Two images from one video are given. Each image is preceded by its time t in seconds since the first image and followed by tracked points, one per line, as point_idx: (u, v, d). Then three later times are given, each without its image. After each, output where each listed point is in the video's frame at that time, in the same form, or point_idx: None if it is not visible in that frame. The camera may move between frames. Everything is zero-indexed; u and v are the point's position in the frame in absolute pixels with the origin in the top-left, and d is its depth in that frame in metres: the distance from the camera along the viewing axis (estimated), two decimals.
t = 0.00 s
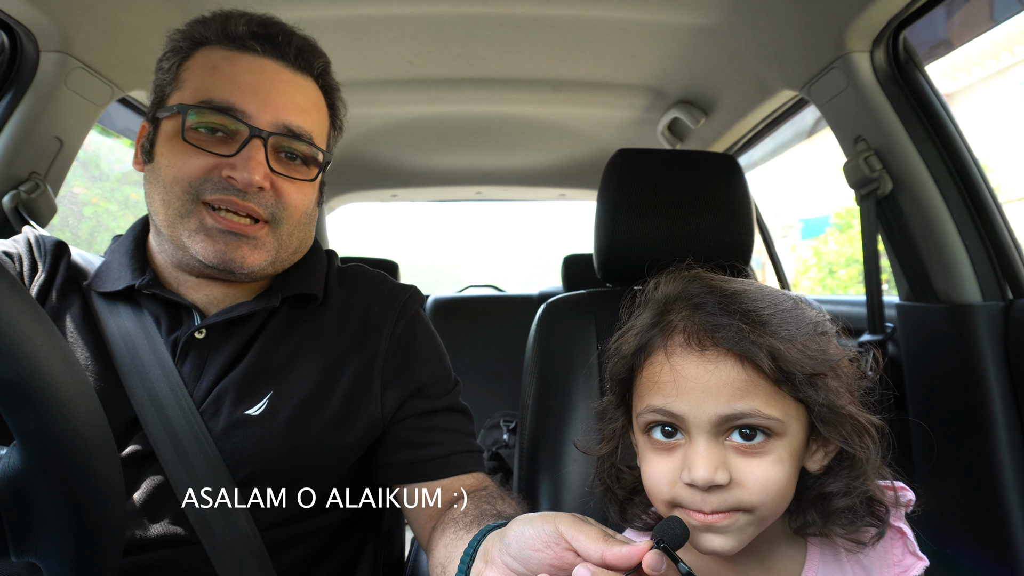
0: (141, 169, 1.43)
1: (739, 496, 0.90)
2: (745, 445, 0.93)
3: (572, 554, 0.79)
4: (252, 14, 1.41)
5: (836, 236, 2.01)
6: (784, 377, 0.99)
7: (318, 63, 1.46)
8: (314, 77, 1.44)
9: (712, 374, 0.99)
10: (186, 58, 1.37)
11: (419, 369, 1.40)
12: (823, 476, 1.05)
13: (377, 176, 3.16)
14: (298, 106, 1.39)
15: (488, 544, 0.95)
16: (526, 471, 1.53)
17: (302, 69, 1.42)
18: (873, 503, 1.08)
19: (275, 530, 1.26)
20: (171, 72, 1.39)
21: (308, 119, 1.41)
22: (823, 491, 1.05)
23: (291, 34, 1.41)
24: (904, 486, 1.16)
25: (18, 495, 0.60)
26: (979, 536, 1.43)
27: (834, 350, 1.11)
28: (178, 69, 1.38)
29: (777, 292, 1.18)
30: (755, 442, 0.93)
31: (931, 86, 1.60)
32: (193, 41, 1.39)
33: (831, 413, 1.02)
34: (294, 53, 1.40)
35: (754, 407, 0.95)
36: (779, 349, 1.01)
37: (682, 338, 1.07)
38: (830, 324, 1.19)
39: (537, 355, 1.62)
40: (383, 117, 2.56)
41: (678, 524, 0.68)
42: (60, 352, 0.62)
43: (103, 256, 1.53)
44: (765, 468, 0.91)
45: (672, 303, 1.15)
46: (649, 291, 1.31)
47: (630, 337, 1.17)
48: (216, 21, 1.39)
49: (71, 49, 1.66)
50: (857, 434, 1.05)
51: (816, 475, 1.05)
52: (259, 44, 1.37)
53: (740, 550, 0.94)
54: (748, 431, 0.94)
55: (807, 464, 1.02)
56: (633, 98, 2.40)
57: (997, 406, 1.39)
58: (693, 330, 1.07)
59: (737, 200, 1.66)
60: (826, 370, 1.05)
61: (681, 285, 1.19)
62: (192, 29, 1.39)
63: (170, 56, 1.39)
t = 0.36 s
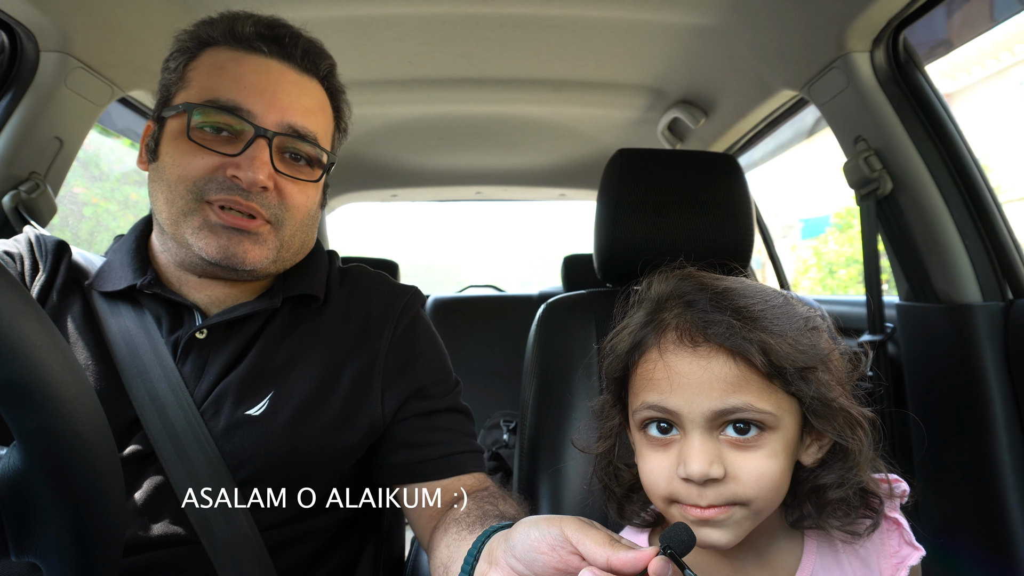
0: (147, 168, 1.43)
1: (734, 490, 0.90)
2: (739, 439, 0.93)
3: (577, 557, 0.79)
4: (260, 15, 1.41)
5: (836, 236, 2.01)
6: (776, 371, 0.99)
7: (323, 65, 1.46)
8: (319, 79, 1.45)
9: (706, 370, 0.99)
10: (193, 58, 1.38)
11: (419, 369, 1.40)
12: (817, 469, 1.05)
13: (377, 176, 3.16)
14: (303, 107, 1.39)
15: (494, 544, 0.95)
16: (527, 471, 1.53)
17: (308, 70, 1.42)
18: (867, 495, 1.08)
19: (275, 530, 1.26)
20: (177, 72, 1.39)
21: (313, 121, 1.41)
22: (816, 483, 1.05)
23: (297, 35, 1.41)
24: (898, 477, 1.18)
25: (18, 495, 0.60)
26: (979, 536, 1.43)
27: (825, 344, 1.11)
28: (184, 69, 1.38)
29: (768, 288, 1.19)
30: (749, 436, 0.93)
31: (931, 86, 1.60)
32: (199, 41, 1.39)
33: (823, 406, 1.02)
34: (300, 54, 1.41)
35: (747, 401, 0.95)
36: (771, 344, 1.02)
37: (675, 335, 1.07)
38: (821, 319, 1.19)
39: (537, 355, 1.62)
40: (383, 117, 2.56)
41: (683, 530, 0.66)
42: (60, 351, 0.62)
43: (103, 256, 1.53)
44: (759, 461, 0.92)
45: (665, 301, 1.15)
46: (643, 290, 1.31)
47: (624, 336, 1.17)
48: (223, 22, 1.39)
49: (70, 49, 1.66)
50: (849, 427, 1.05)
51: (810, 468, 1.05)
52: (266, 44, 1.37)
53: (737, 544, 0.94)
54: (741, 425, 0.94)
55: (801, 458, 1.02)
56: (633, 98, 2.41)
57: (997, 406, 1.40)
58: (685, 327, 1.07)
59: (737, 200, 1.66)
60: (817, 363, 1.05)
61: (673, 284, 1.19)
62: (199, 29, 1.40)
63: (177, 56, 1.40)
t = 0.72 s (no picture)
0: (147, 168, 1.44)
1: (744, 481, 0.90)
2: (748, 430, 0.93)
3: (577, 558, 0.79)
4: (260, 15, 1.41)
5: (836, 236, 2.01)
6: (781, 362, 1.00)
7: (324, 66, 1.46)
8: (320, 79, 1.45)
9: (712, 364, 0.99)
10: (192, 58, 1.38)
11: (419, 369, 1.40)
12: (825, 460, 1.05)
13: (377, 176, 3.16)
14: (303, 108, 1.39)
15: (494, 544, 0.96)
16: (526, 471, 1.53)
17: (308, 71, 1.42)
18: (873, 485, 1.09)
19: (275, 530, 1.26)
20: (177, 72, 1.39)
21: (313, 121, 1.41)
22: (823, 473, 1.05)
23: (298, 36, 1.41)
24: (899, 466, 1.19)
25: (18, 494, 0.60)
26: (979, 536, 1.43)
27: (827, 336, 1.11)
28: (184, 69, 1.38)
29: (768, 283, 1.19)
30: (758, 427, 0.94)
31: (931, 86, 1.60)
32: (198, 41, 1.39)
33: (828, 395, 1.02)
34: (300, 55, 1.41)
35: (754, 393, 0.95)
36: (776, 336, 1.02)
37: (681, 330, 1.07)
38: (824, 314, 1.19)
39: (537, 355, 1.62)
40: (383, 117, 2.56)
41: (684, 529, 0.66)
42: (59, 351, 0.62)
43: (103, 256, 1.53)
44: (769, 453, 0.92)
45: (668, 299, 1.15)
46: (646, 288, 1.31)
47: (629, 334, 1.17)
48: (223, 22, 1.39)
49: (70, 49, 1.66)
50: (854, 414, 1.06)
51: (817, 459, 1.05)
52: (266, 45, 1.37)
53: (751, 537, 0.94)
54: (749, 417, 0.94)
55: (808, 449, 1.02)
56: (633, 98, 2.41)
57: (997, 406, 1.40)
58: (691, 322, 1.07)
59: (737, 199, 1.66)
60: (821, 354, 1.06)
61: (675, 282, 1.19)
62: (199, 30, 1.40)
63: (177, 56, 1.39)
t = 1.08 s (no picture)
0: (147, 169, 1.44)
1: (764, 482, 0.90)
2: (767, 431, 0.93)
3: (582, 563, 0.78)
4: (263, 16, 1.41)
5: (836, 236, 2.02)
6: (803, 362, 1.00)
7: (326, 67, 1.46)
8: (322, 80, 1.45)
9: (734, 362, 0.99)
10: (194, 59, 1.38)
11: (420, 369, 1.40)
12: (842, 461, 1.05)
13: (377, 176, 3.16)
14: (305, 109, 1.39)
15: (496, 549, 0.96)
16: (526, 471, 1.54)
17: (311, 72, 1.42)
18: (891, 488, 1.08)
19: (275, 530, 1.26)
20: (178, 72, 1.39)
21: (315, 123, 1.41)
22: (842, 475, 1.05)
23: (300, 37, 1.41)
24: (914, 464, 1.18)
25: (18, 495, 0.60)
26: (980, 536, 1.43)
27: (849, 336, 1.11)
28: (186, 69, 1.38)
29: (789, 282, 1.19)
30: (777, 428, 0.94)
31: (931, 86, 1.60)
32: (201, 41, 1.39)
33: (850, 396, 1.03)
34: (302, 56, 1.41)
35: (776, 393, 0.95)
36: (798, 336, 1.02)
37: (701, 328, 1.07)
38: (844, 313, 1.19)
39: (537, 355, 1.62)
40: (383, 117, 2.56)
41: (690, 536, 0.67)
42: (59, 351, 0.62)
43: (103, 256, 1.53)
44: (789, 454, 0.92)
45: (688, 296, 1.16)
46: (663, 285, 1.31)
47: (647, 331, 1.17)
48: (226, 23, 1.39)
49: (71, 49, 1.66)
50: (876, 416, 1.06)
51: (835, 460, 1.05)
52: (268, 46, 1.37)
53: (769, 538, 0.94)
54: (769, 418, 0.94)
55: (827, 450, 1.02)
56: (633, 98, 2.41)
57: (998, 407, 1.39)
58: (712, 320, 1.07)
59: (738, 200, 1.66)
60: (843, 355, 1.05)
61: (695, 279, 1.19)
62: (201, 30, 1.40)
63: (179, 56, 1.39)
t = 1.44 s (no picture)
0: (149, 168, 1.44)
1: (769, 486, 0.91)
2: (774, 435, 0.94)
3: (586, 563, 0.79)
4: (266, 16, 1.41)
5: (836, 236, 2.01)
6: (812, 367, 0.99)
7: (329, 69, 1.46)
8: (324, 81, 1.45)
9: (742, 367, 0.99)
10: (197, 58, 1.38)
11: (420, 369, 1.40)
12: (847, 463, 1.06)
13: (377, 176, 3.16)
14: (308, 109, 1.39)
15: (500, 547, 0.96)
16: (526, 470, 1.54)
17: (314, 73, 1.42)
18: (894, 489, 1.08)
19: (275, 531, 1.26)
20: (182, 71, 1.39)
21: (318, 123, 1.41)
22: (845, 476, 1.05)
23: (303, 38, 1.41)
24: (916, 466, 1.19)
25: (18, 495, 0.60)
26: (980, 536, 1.43)
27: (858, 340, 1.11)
28: (189, 68, 1.38)
29: (799, 283, 1.18)
30: (784, 433, 0.94)
31: (931, 86, 1.60)
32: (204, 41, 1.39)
33: (857, 401, 1.02)
34: (306, 57, 1.41)
35: (783, 398, 0.95)
36: (807, 340, 1.02)
37: (710, 331, 1.07)
38: (852, 314, 1.18)
39: (537, 355, 1.62)
40: (383, 117, 2.56)
41: (696, 536, 0.67)
42: (59, 351, 0.62)
43: (104, 256, 1.53)
44: (794, 459, 0.92)
45: (697, 297, 1.15)
46: (671, 284, 1.31)
47: (655, 332, 1.17)
48: (229, 23, 1.39)
49: (70, 49, 1.66)
50: (881, 420, 1.06)
51: (839, 461, 1.05)
52: (272, 46, 1.37)
53: (772, 540, 0.95)
54: (776, 422, 0.94)
55: (831, 451, 1.03)
56: (633, 98, 2.41)
57: (998, 407, 1.39)
58: (720, 323, 1.07)
59: (738, 200, 1.66)
60: (852, 360, 1.05)
61: (705, 279, 1.19)
62: (204, 30, 1.39)
63: (182, 56, 1.39)
